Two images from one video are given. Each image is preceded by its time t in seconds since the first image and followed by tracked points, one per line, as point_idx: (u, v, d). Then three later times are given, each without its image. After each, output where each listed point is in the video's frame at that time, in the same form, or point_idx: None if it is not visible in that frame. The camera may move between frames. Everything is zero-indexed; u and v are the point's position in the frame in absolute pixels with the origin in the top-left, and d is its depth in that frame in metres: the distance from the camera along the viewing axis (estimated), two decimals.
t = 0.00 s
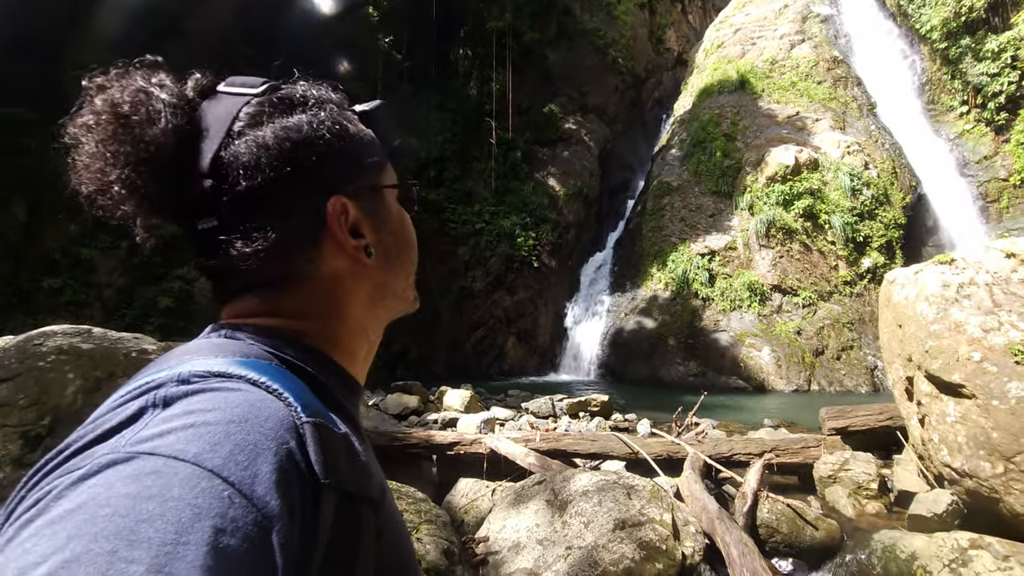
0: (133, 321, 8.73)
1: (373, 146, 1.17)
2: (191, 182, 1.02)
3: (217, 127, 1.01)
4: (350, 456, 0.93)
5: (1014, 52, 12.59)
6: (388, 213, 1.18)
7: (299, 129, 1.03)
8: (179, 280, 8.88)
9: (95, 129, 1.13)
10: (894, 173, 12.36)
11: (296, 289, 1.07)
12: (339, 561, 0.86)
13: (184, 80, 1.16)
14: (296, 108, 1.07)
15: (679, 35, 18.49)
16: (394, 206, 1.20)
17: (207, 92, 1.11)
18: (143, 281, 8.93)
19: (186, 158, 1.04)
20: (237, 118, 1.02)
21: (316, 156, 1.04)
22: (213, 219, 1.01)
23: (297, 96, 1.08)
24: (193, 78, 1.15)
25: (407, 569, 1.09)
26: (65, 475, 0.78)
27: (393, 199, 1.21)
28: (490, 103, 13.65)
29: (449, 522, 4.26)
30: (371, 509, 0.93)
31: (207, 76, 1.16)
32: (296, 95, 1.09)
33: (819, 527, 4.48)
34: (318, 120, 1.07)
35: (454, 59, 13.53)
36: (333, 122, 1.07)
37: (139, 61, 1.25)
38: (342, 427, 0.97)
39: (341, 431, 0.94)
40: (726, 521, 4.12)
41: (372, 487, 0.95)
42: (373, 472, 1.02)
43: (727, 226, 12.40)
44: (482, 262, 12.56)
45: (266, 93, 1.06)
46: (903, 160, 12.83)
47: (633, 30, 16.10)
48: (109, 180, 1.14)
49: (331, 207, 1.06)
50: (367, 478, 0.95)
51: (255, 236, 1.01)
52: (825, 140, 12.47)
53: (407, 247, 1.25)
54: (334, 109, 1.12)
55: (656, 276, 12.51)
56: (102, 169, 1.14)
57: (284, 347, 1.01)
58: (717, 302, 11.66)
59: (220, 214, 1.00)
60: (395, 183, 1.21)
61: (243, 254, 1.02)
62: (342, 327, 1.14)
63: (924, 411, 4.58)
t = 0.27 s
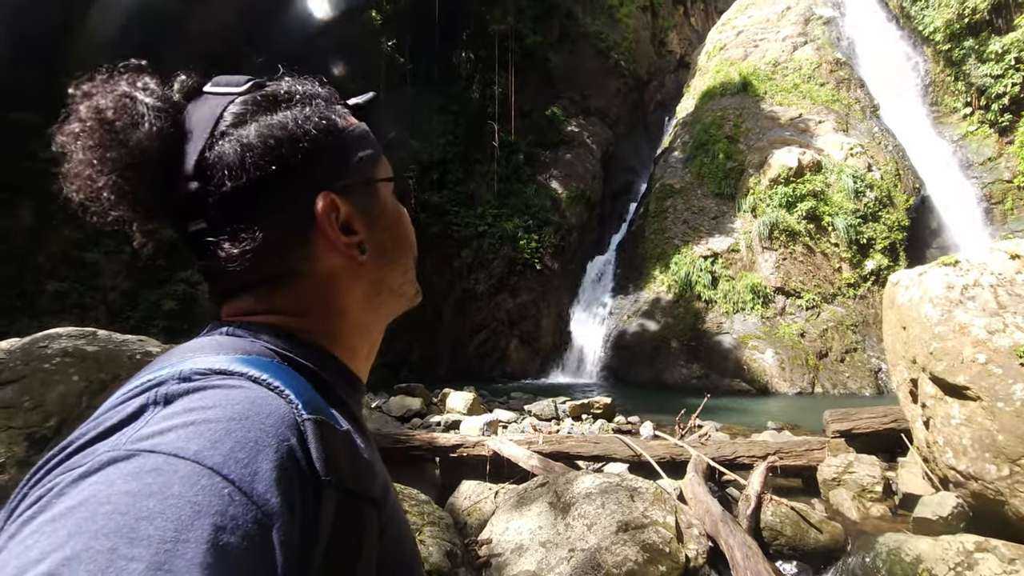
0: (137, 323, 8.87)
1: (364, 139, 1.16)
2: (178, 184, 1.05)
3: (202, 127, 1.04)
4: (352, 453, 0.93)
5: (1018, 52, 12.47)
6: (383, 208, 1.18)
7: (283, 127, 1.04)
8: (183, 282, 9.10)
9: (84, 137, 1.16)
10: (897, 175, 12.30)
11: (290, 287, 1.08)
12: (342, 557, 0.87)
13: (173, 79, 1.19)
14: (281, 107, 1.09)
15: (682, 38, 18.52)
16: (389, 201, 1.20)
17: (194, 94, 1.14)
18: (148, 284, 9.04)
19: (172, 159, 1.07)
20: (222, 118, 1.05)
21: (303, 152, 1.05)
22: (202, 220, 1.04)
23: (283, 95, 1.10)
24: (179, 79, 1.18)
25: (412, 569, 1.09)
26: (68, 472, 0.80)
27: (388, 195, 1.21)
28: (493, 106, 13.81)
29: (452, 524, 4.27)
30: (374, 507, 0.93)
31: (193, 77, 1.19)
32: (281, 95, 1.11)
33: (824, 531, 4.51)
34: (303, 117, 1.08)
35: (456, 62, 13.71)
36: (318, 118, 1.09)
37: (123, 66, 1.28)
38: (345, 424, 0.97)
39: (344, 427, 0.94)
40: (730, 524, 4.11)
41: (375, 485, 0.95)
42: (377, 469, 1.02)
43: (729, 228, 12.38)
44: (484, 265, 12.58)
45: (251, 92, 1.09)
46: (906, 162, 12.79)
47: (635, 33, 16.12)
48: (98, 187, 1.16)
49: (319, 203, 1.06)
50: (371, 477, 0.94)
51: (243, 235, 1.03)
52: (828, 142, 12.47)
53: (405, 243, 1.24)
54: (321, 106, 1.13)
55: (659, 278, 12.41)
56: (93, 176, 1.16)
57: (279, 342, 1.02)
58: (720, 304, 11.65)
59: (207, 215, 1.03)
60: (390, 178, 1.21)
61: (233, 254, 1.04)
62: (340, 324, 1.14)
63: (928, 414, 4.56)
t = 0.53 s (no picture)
0: (140, 327, 8.81)
1: (365, 138, 1.14)
2: (181, 196, 1.06)
3: (201, 137, 1.05)
4: (360, 450, 0.93)
5: (1020, 56, 12.28)
6: (387, 208, 1.16)
7: (281, 133, 1.03)
8: (186, 286, 8.94)
9: (86, 153, 1.17)
10: (900, 177, 12.20)
11: (295, 291, 1.09)
12: (350, 553, 0.87)
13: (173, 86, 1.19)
14: (279, 110, 1.08)
15: (683, 41, 18.58)
16: (393, 198, 1.18)
17: (194, 104, 1.14)
18: (151, 287, 8.95)
19: (173, 171, 1.09)
20: (221, 126, 1.04)
21: (301, 157, 1.04)
22: (205, 230, 1.05)
23: (281, 98, 1.10)
24: (177, 88, 1.17)
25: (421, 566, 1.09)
26: (81, 467, 0.80)
27: (393, 190, 1.19)
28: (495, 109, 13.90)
29: (455, 527, 4.25)
30: (382, 503, 0.93)
31: (192, 84, 1.18)
32: (278, 97, 1.10)
33: (828, 534, 4.42)
34: (301, 119, 1.07)
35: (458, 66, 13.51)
36: (316, 121, 1.07)
37: (123, 77, 1.28)
38: (354, 422, 0.98)
39: (352, 425, 0.94)
40: (734, 528, 4.10)
41: (383, 481, 0.95)
42: (385, 465, 1.02)
43: (731, 231, 12.36)
44: (487, 268, 12.60)
45: (248, 97, 1.08)
46: (909, 165, 12.75)
47: (637, 37, 16.14)
48: (102, 202, 1.17)
49: (319, 208, 1.05)
50: (379, 474, 0.95)
51: (246, 243, 1.04)
52: (830, 146, 12.47)
53: (412, 240, 1.23)
54: (320, 106, 1.12)
55: (662, 281, 12.50)
56: (96, 191, 1.17)
57: (289, 342, 1.03)
58: (723, 308, 11.63)
59: (209, 224, 1.04)
60: (395, 175, 1.19)
61: (237, 262, 1.05)
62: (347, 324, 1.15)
63: (933, 417, 4.54)
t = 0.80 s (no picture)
0: (146, 327, 8.95)
1: (367, 134, 1.13)
2: (181, 201, 1.06)
3: (200, 140, 1.04)
4: (365, 457, 0.93)
5: None
6: (391, 207, 1.16)
7: (282, 135, 1.03)
8: (191, 287, 9.24)
9: (85, 158, 1.17)
10: (906, 180, 12.23)
11: (300, 295, 1.09)
12: (355, 565, 0.86)
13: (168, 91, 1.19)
14: (280, 112, 1.07)
15: (687, 44, 18.58)
16: (398, 196, 1.17)
17: (193, 104, 1.15)
18: (157, 289, 9.11)
19: (173, 175, 1.09)
20: (220, 129, 1.04)
21: (304, 159, 1.04)
22: (207, 236, 1.05)
23: (281, 97, 1.09)
24: (176, 89, 1.18)
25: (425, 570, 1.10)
26: (83, 478, 0.79)
27: (397, 188, 1.18)
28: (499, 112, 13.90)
29: (459, 530, 4.24)
30: (387, 512, 0.93)
31: (190, 86, 1.19)
32: (278, 97, 1.09)
33: (834, 538, 4.37)
34: (303, 119, 1.06)
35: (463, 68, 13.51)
36: (318, 121, 1.06)
37: (118, 80, 1.28)
38: (359, 429, 0.98)
39: (357, 432, 0.94)
40: (739, 531, 4.07)
41: (388, 488, 0.95)
42: (389, 474, 1.03)
43: (736, 233, 12.32)
44: (491, 270, 12.64)
45: (247, 99, 1.08)
46: (915, 167, 12.69)
47: (641, 39, 16.12)
48: (103, 209, 1.17)
49: (323, 212, 1.06)
50: (383, 482, 0.95)
51: (249, 252, 1.04)
52: (836, 148, 12.45)
53: (417, 239, 1.23)
54: (321, 104, 1.11)
55: (666, 283, 12.48)
56: (97, 198, 1.18)
57: (294, 347, 1.03)
58: (727, 310, 11.56)
59: (210, 230, 1.04)
60: (399, 174, 1.19)
61: (242, 267, 1.05)
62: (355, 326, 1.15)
63: (940, 421, 4.51)
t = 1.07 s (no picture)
0: (160, 330, 8.88)
1: (376, 136, 1.11)
2: (189, 198, 1.05)
3: (210, 138, 1.03)
4: (371, 456, 0.90)
5: None
6: (400, 206, 1.13)
7: (290, 134, 1.01)
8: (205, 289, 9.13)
9: (94, 154, 1.16)
10: (921, 183, 12.11)
11: (306, 294, 1.06)
12: (359, 566, 0.83)
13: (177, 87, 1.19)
14: (289, 109, 1.06)
15: (698, 46, 18.51)
16: (407, 195, 1.14)
17: (203, 102, 1.15)
18: (171, 291, 9.03)
19: (183, 172, 1.09)
20: (230, 127, 1.03)
21: (312, 158, 1.02)
22: (214, 234, 1.04)
23: (291, 96, 1.08)
24: (186, 86, 1.18)
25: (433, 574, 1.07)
26: (88, 477, 0.77)
27: (406, 188, 1.15)
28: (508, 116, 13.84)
29: (468, 533, 4.22)
30: (393, 511, 0.89)
31: (200, 83, 1.19)
32: (287, 95, 1.08)
33: (848, 546, 4.27)
34: (313, 118, 1.05)
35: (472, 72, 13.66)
36: (327, 120, 1.05)
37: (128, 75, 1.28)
38: (365, 427, 0.95)
39: (362, 430, 0.91)
40: (751, 538, 4.03)
41: (395, 489, 0.92)
42: (395, 473, 1.00)
43: (747, 236, 12.23)
44: (500, 273, 12.64)
45: (258, 97, 1.07)
46: (930, 170, 12.54)
47: (651, 42, 16.11)
48: (110, 205, 1.17)
49: (331, 210, 1.04)
50: (390, 481, 0.91)
51: (255, 250, 1.02)
52: (849, 151, 12.34)
53: (426, 239, 1.20)
54: (331, 103, 1.09)
55: (676, 287, 12.50)
56: (104, 193, 1.17)
57: (302, 345, 1.00)
58: (738, 314, 11.48)
59: (218, 227, 1.03)
60: (407, 172, 1.16)
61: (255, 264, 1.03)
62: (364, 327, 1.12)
63: (956, 427, 4.43)
